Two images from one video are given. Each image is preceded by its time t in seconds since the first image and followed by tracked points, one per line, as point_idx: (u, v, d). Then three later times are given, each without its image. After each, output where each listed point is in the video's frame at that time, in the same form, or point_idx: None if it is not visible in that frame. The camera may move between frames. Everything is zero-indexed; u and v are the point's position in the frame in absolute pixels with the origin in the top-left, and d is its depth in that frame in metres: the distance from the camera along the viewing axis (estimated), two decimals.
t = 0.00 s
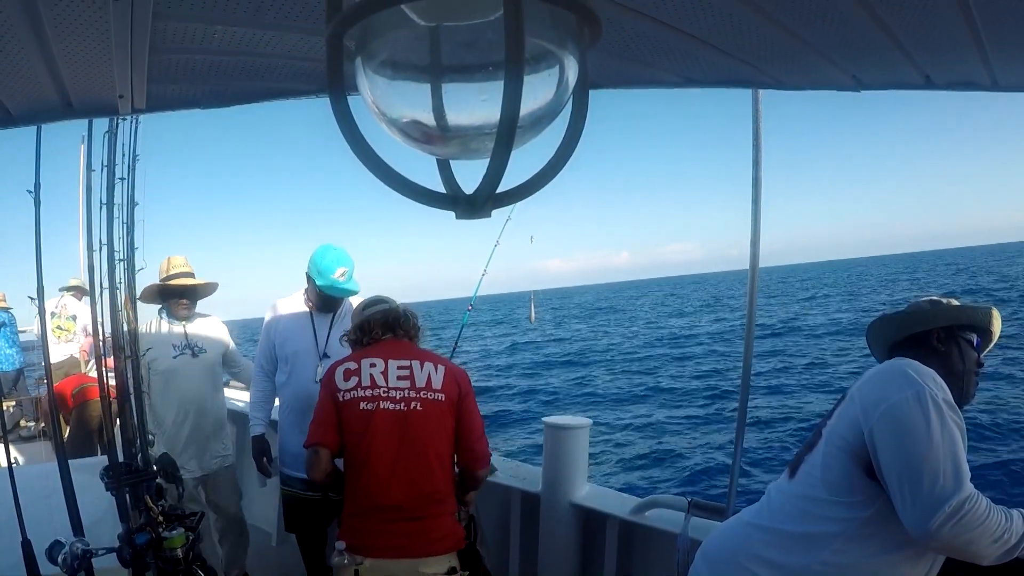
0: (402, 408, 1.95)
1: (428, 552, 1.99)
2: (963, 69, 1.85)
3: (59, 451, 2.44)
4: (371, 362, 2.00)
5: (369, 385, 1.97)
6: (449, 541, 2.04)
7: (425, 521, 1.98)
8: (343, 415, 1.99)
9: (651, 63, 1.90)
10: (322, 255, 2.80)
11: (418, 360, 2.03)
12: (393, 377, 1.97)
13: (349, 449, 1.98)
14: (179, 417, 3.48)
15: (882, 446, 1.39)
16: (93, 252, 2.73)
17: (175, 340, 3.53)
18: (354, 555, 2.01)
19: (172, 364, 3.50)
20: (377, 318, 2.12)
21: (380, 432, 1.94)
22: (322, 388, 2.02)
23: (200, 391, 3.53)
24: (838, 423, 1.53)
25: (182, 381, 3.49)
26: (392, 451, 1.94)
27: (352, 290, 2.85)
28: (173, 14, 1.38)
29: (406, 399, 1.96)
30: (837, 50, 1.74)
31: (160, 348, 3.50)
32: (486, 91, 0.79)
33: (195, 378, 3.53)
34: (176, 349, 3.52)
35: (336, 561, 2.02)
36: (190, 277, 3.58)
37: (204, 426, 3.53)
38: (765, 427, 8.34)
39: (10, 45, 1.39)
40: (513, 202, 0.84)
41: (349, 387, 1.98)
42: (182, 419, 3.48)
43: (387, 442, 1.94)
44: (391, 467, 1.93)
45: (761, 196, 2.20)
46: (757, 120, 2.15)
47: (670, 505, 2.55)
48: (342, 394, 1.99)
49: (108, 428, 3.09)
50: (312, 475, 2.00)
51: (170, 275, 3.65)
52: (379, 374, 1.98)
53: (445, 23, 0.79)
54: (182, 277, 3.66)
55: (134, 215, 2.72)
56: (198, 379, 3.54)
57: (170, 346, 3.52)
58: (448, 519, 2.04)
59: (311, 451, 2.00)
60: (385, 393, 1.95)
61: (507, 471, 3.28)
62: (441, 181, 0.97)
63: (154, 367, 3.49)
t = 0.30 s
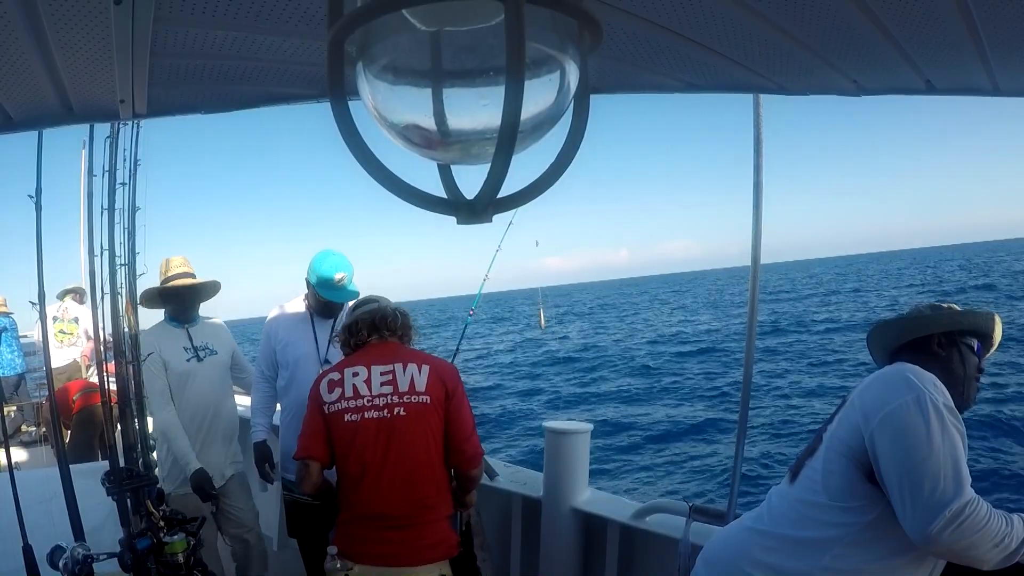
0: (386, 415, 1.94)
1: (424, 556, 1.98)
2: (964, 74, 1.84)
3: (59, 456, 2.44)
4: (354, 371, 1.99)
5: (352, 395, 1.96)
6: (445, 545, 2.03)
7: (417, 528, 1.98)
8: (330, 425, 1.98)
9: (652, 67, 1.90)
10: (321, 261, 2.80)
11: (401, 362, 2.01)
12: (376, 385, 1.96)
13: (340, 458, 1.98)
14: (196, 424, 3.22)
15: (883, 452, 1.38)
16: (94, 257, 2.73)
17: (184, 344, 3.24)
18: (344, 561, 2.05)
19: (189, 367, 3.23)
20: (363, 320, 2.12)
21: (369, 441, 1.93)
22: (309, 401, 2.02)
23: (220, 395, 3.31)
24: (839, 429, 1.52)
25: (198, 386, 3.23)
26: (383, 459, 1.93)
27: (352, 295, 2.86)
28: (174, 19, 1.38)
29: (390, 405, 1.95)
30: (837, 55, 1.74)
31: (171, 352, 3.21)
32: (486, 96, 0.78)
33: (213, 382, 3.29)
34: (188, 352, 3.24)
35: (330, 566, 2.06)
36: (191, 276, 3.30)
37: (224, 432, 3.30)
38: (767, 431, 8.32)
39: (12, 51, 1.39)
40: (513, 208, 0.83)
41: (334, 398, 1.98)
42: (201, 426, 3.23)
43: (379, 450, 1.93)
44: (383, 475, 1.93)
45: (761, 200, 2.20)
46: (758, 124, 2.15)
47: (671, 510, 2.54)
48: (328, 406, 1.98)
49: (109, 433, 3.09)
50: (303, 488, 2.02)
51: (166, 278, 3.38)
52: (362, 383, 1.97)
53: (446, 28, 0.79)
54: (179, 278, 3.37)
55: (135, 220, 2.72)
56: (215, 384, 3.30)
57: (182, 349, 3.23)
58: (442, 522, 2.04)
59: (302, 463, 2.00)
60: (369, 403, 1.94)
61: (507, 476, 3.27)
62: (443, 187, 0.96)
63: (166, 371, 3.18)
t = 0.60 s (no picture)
0: (372, 413, 1.93)
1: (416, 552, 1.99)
2: (965, 74, 1.84)
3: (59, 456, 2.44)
4: (339, 372, 1.97)
5: (339, 397, 1.95)
6: (439, 539, 2.04)
7: (412, 525, 1.98)
8: (321, 427, 1.98)
9: (653, 68, 1.90)
10: (321, 260, 2.80)
11: (385, 359, 1.99)
12: (362, 383, 1.95)
13: (333, 460, 1.98)
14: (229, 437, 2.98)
15: (882, 452, 1.38)
16: (94, 257, 2.73)
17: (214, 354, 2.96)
18: (342, 559, 2.06)
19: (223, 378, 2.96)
20: (347, 317, 2.10)
21: (359, 442, 1.93)
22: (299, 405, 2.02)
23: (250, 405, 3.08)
24: (839, 429, 1.52)
25: (231, 398, 2.97)
26: (374, 458, 1.93)
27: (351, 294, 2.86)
28: (174, 20, 1.38)
29: (376, 403, 1.94)
30: (837, 55, 1.74)
31: (202, 364, 2.89)
32: (487, 96, 0.78)
33: (245, 392, 3.06)
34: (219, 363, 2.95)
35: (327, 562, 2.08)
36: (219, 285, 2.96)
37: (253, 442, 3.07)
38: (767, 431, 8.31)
39: (13, 51, 1.39)
40: (514, 208, 0.83)
41: (322, 401, 1.97)
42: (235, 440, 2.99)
43: (370, 450, 1.93)
44: (375, 476, 1.93)
45: (762, 200, 2.20)
46: (758, 125, 2.15)
47: (671, 511, 2.54)
48: (317, 409, 1.98)
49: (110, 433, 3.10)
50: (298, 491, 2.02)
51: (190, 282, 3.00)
52: (348, 384, 1.95)
53: (446, 29, 0.79)
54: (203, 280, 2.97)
55: (135, 221, 2.72)
56: (246, 395, 3.06)
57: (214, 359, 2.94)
58: (435, 517, 2.04)
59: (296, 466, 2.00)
60: (356, 404, 1.93)
61: (507, 476, 3.27)
62: (443, 188, 0.96)
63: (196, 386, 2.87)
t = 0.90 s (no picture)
0: (406, 412, 1.95)
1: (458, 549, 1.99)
2: (965, 73, 1.84)
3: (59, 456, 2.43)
4: (368, 374, 1.98)
5: (370, 398, 1.95)
6: (477, 532, 2.04)
7: (449, 520, 1.98)
8: (351, 429, 1.97)
9: (653, 67, 1.90)
10: (323, 258, 2.80)
11: (411, 361, 2.02)
12: (392, 384, 1.97)
13: (365, 460, 1.98)
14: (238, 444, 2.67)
15: (880, 450, 1.38)
16: (94, 256, 2.73)
17: (224, 352, 2.65)
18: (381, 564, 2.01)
19: (235, 379, 2.65)
20: (369, 327, 2.11)
21: (394, 441, 1.94)
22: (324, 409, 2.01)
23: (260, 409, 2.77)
24: (838, 427, 1.52)
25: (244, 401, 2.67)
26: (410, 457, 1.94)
27: (351, 293, 2.86)
28: (175, 19, 1.37)
29: (408, 402, 1.95)
30: (837, 54, 1.74)
31: (213, 362, 2.59)
32: (487, 95, 0.78)
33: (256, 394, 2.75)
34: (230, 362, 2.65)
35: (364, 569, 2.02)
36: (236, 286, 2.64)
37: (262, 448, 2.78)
38: (767, 429, 8.31)
39: (12, 51, 1.39)
40: (514, 208, 0.83)
41: (352, 403, 1.96)
42: (243, 447, 2.68)
43: (407, 448, 1.94)
44: (411, 475, 1.93)
45: (762, 199, 2.20)
46: (758, 124, 2.15)
47: (671, 510, 2.54)
48: (347, 411, 1.97)
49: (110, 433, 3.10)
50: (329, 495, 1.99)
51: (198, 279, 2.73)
52: (379, 385, 1.96)
53: (446, 27, 0.79)
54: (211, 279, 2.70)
55: (134, 220, 2.72)
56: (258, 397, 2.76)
57: (225, 357, 2.64)
58: (471, 514, 2.05)
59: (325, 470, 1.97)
60: (388, 403, 1.94)
61: (507, 475, 3.27)
62: (443, 187, 0.96)
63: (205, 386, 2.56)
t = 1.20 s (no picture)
0: (466, 410, 1.97)
1: (508, 544, 2.02)
2: (964, 72, 1.84)
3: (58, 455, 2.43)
4: (427, 366, 2.00)
5: (430, 392, 1.97)
6: (524, 527, 2.08)
7: (501, 516, 2.02)
8: (406, 423, 1.97)
9: (652, 66, 1.90)
10: (325, 261, 2.80)
11: (469, 357, 2.05)
12: (451, 380, 1.99)
13: (418, 456, 1.98)
14: (244, 453, 2.59)
15: (880, 448, 1.39)
16: (93, 255, 2.73)
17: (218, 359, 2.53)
18: (437, 560, 2.00)
19: (233, 388, 2.54)
20: (425, 310, 2.15)
21: (452, 438, 1.96)
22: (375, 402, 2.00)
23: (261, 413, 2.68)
24: (838, 426, 1.52)
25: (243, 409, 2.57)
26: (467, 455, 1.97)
27: (354, 295, 2.86)
28: (174, 18, 1.37)
29: (468, 400, 1.98)
30: (836, 53, 1.74)
31: (207, 374, 2.47)
32: (486, 94, 0.78)
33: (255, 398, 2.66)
34: (225, 370, 2.53)
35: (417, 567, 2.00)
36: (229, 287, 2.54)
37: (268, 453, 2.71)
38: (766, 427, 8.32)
39: (10, 50, 1.39)
40: (513, 206, 0.84)
41: (410, 396, 1.97)
42: (250, 454, 2.61)
43: (464, 447, 1.97)
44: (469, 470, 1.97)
45: (762, 198, 2.20)
46: (758, 122, 2.15)
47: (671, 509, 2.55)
48: (404, 404, 1.97)
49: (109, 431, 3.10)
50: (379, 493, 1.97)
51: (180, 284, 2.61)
52: (438, 379, 1.99)
53: (445, 26, 0.79)
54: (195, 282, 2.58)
55: (134, 219, 2.72)
56: (257, 401, 2.66)
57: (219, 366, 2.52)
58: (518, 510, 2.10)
59: (377, 467, 1.94)
60: (448, 399, 1.97)
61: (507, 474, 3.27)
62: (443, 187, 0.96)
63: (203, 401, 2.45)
